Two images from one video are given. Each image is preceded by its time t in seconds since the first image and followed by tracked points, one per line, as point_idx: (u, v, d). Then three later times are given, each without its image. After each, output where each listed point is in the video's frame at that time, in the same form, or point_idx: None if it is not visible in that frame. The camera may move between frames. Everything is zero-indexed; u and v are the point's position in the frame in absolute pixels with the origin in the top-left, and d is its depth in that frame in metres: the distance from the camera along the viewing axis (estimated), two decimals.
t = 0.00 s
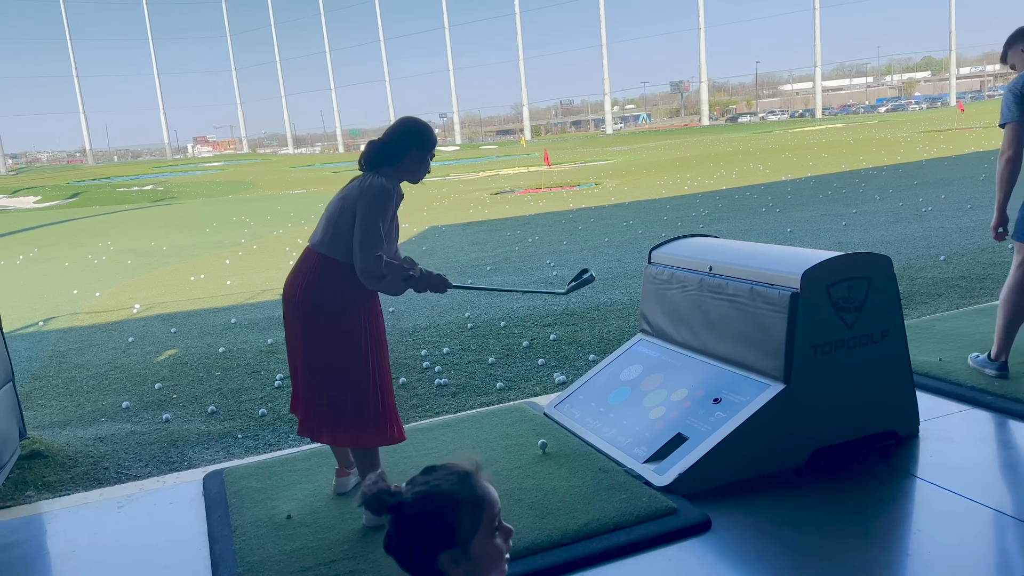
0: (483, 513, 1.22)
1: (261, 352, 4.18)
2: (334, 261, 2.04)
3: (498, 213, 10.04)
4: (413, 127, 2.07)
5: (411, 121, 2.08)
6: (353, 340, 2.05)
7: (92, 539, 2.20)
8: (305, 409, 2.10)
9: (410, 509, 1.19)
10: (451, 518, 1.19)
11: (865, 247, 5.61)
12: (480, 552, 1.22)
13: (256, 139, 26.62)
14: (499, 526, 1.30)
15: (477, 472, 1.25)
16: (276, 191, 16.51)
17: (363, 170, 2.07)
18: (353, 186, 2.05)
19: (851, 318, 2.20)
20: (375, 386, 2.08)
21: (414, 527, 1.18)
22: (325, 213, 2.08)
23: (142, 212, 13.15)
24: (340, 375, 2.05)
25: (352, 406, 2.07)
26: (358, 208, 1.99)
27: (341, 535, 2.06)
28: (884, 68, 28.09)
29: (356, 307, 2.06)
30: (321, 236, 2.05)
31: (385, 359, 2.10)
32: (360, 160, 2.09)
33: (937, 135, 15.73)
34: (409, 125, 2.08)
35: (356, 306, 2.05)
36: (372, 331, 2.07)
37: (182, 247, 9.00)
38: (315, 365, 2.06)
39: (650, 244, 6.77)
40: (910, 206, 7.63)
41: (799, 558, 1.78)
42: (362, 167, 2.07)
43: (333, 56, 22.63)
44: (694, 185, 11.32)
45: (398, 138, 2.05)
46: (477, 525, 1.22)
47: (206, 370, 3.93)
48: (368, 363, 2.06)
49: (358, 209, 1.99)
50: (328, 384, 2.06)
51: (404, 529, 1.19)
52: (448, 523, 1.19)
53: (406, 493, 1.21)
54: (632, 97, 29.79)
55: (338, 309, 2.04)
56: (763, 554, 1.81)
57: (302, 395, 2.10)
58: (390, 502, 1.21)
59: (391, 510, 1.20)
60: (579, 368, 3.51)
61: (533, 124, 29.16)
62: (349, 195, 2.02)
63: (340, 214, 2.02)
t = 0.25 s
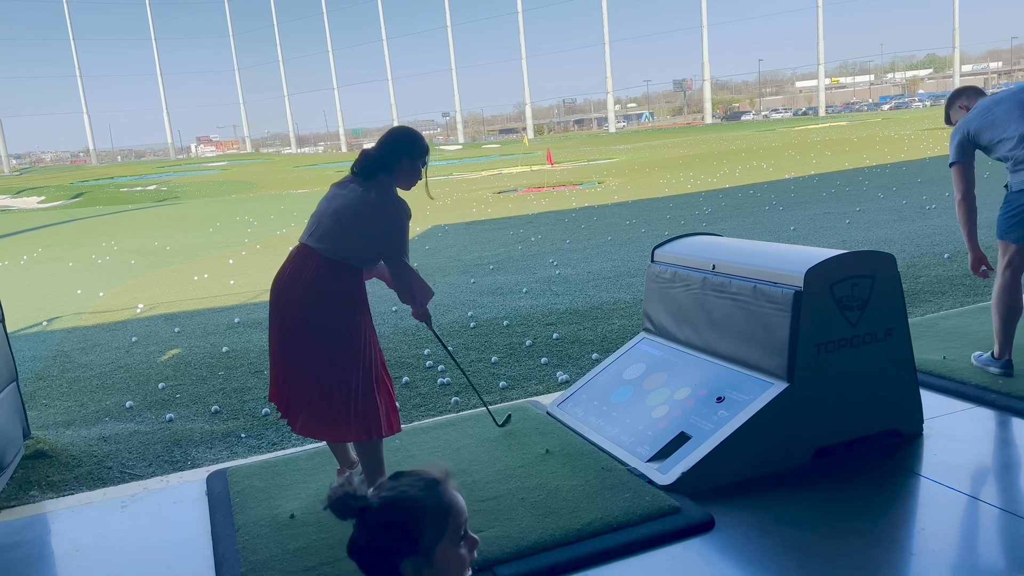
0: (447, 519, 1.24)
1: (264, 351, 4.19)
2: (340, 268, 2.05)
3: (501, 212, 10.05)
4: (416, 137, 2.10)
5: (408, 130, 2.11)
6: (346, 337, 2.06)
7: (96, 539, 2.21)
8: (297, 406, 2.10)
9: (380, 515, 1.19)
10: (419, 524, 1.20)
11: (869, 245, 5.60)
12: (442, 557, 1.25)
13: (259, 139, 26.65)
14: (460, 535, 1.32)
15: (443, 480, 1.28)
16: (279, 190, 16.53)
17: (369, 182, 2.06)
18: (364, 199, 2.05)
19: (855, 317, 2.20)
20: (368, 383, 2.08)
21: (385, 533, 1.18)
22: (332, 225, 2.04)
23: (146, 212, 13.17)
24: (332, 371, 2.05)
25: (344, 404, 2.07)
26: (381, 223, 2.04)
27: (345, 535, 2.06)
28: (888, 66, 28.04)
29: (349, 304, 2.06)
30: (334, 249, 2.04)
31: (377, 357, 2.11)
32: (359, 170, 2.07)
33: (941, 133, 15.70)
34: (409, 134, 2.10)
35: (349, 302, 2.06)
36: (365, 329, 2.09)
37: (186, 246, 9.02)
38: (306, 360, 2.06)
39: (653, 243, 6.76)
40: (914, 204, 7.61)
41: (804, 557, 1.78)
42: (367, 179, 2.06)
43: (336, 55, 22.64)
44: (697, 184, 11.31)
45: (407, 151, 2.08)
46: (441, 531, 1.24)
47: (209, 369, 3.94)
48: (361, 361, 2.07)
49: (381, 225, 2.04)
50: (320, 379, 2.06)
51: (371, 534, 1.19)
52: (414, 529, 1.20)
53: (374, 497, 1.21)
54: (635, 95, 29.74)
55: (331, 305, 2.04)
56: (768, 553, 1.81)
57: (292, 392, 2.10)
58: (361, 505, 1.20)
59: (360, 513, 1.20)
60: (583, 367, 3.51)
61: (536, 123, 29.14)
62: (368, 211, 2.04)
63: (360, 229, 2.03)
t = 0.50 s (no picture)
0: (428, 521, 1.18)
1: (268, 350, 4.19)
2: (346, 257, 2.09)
3: (505, 211, 10.04)
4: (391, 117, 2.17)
5: (380, 113, 2.16)
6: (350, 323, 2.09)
7: (100, 539, 2.21)
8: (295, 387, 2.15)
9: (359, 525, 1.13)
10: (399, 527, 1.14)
11: (874, 243, 5.59)
12: (423, 566, 1.17)
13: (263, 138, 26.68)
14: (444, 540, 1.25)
15: (426, 481, 1.21)
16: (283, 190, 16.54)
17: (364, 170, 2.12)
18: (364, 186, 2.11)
19: (859, 315, 2.19)
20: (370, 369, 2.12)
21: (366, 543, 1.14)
22: (339, 217, 2.07)
23: (150, 211, 13.20)
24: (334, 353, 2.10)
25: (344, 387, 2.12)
26: (382, 211, 2.13)
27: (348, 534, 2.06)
28: (892, 64, 27.97)
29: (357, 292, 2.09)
30: (347, 240, 2.08)
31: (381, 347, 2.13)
32: (353, 160, 2.11)
33: (946, 130, 15.66)
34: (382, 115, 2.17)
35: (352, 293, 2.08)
36: (370, 316, 2.10)
37: (190, 245, 9.04)
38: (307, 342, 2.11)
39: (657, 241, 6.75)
40: (919, 201, 7.58)
41: (809, 556, 1.77)
42: (361, 167, 2.11)
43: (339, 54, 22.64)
44: (701, 182, 11.30)
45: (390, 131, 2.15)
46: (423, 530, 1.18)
47: (213, 368, 3.94)
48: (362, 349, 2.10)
49: (381, 213, 2.13)
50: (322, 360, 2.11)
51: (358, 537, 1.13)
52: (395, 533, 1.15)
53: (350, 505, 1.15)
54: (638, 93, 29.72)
55: (335, 290, 2.07)
56: (772, 552, 1.80)
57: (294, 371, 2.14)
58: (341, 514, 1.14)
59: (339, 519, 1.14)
60: (586, 365, 3.51)
61: (539, 122, 29.12)
62: (373, 197, 2.12)
63: (370, 215, 2.10)
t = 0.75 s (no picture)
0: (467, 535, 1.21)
1: (273, 349, 4.20)
2: (357, 250, 2.10)
3: (508, 209, 10.03)
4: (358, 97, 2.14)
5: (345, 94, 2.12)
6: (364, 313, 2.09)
7: (105, 537, 2.21)
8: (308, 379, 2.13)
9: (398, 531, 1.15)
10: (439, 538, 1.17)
11: (879, 241, 5.57)
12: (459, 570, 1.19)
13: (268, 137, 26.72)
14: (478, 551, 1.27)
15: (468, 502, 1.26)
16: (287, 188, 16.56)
17: (354, 157, 2.11)
18: (360, 174, 2.11)
19: (865, 313, 2.18)
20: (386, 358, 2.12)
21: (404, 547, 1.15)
22: (346, 211, 2.07)
23: (155, 210, 13.23)
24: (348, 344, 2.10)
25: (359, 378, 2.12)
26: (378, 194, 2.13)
27: (353, 533, 2.06)
28: (897, 61, 27.88)
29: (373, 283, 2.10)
30: (357, 231, 2.08)
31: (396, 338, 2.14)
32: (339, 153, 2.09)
33: (951, 128, 15.61)
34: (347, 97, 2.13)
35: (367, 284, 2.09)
36: (383, 310, 2.11)
37: (194, 244, 9.05)
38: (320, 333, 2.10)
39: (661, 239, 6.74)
40: (924, 199, 7.56)
41: (815, 556, 1.76)
42: (349, 155, 2.10)
43: (343, 52, 22.66)
44: (705, 180, 11.28)
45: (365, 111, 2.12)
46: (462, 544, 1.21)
47: (218, 367, 3.95)
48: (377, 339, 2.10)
49: (377, 195, 2.13)
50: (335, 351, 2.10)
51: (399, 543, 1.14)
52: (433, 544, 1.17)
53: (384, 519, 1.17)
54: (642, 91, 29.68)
55: (349, 283, 2.08)
56: (778, 551, 1.80)
57: (303, 362, 2.12)
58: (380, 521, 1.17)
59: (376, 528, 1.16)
60: (590, 364, 3.50)
61: (543, 120, 29.11)
62: (372, 183, 2.12)
63: (375, 201, 2.11)
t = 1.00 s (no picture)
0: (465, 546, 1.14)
1: (278, 347, 4.21)
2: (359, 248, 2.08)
3: (513, 207, 10.04)
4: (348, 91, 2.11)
5: (334, 90, 2.10)
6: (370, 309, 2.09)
7: (111, 534, 2.22)
8: (313, 373, 2.15)
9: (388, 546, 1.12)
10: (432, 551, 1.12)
11: (884, 239, 5.55)
12: None
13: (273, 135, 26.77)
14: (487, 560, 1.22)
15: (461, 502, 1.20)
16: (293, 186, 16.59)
17: (352, 152, 2.09)
18: (360, 168, 2.10)
19: (870, 312, 2.17)
20: (390, 357, 2.12)
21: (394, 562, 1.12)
22: (349, 210, 2.06)
23: (161, 208, 13.27)
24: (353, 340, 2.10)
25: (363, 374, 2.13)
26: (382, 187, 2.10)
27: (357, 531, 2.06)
28: (903, 58, 27.82)
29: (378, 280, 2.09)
30: (361, 228, 2.06)
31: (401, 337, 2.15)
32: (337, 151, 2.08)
33: (957, 125, 15.56)
34: (337, 92, 2.10)
35: (372, 281, 2.08)
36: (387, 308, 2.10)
37: (200, 242, 9.07)
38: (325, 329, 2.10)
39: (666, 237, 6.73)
40: (930, 197, 7.53)
41: (820, 555, 1.76)
42: (348, 150, 2.08)
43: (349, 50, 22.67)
44: (710, 178, 11.27)
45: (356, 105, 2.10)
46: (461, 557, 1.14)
47: (223, 364, 3.96)
48: (382, 337, 2.11)
49: (380, 188, 2.10)
50: (339, 346, 2.11)
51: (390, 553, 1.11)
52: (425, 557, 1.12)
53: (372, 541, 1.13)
54: (647, 89, 29.63)
55: (354, 282, 2.07)
56: (783, 550, 1.79)
57: (308, 356, 2.14)
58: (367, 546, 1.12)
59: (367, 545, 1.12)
60: (595, 362, 3.50)
61: (548, 117, 29.10)
62: (373, 176, 2.10)
63: (378, 194, 2.09)
